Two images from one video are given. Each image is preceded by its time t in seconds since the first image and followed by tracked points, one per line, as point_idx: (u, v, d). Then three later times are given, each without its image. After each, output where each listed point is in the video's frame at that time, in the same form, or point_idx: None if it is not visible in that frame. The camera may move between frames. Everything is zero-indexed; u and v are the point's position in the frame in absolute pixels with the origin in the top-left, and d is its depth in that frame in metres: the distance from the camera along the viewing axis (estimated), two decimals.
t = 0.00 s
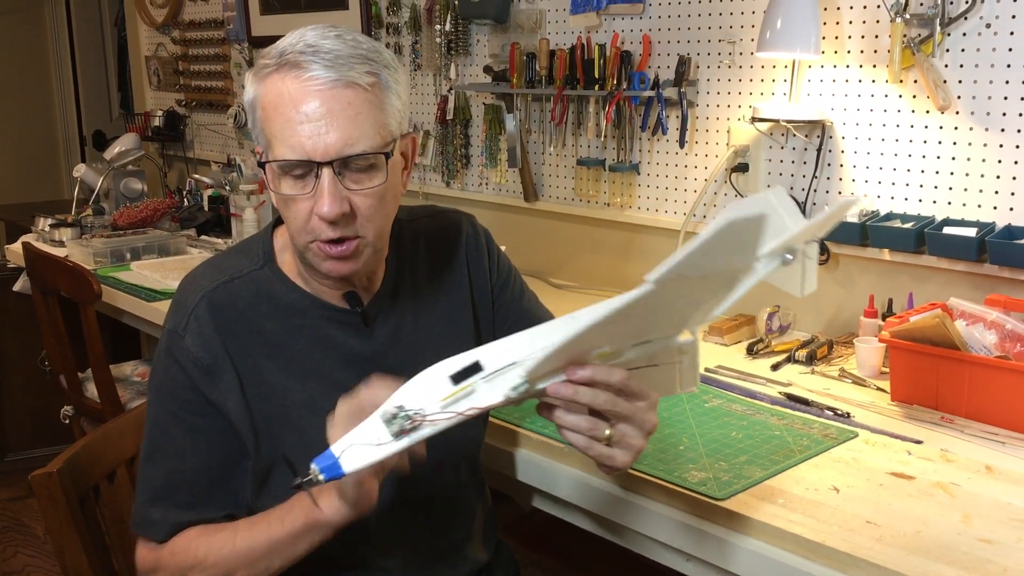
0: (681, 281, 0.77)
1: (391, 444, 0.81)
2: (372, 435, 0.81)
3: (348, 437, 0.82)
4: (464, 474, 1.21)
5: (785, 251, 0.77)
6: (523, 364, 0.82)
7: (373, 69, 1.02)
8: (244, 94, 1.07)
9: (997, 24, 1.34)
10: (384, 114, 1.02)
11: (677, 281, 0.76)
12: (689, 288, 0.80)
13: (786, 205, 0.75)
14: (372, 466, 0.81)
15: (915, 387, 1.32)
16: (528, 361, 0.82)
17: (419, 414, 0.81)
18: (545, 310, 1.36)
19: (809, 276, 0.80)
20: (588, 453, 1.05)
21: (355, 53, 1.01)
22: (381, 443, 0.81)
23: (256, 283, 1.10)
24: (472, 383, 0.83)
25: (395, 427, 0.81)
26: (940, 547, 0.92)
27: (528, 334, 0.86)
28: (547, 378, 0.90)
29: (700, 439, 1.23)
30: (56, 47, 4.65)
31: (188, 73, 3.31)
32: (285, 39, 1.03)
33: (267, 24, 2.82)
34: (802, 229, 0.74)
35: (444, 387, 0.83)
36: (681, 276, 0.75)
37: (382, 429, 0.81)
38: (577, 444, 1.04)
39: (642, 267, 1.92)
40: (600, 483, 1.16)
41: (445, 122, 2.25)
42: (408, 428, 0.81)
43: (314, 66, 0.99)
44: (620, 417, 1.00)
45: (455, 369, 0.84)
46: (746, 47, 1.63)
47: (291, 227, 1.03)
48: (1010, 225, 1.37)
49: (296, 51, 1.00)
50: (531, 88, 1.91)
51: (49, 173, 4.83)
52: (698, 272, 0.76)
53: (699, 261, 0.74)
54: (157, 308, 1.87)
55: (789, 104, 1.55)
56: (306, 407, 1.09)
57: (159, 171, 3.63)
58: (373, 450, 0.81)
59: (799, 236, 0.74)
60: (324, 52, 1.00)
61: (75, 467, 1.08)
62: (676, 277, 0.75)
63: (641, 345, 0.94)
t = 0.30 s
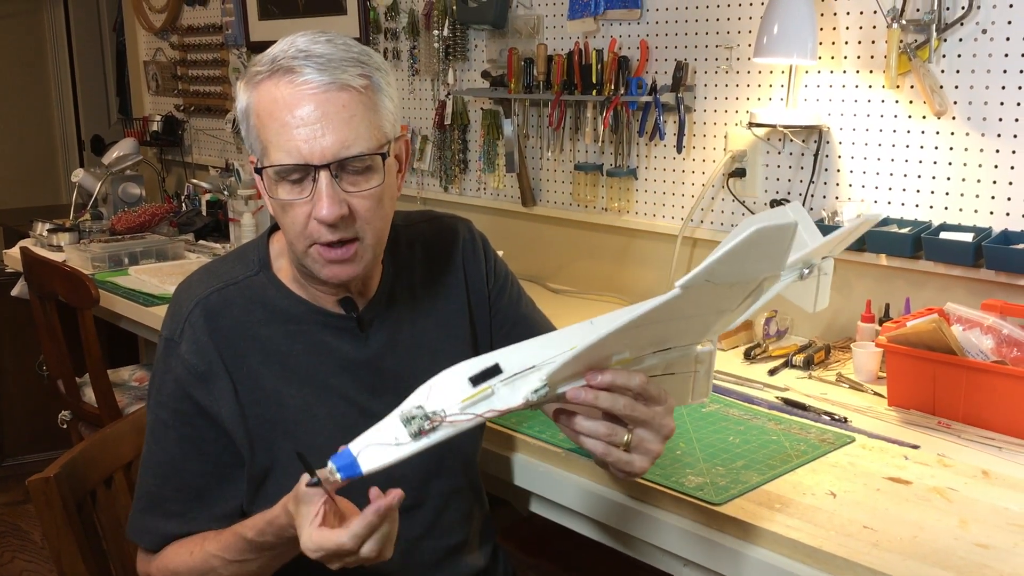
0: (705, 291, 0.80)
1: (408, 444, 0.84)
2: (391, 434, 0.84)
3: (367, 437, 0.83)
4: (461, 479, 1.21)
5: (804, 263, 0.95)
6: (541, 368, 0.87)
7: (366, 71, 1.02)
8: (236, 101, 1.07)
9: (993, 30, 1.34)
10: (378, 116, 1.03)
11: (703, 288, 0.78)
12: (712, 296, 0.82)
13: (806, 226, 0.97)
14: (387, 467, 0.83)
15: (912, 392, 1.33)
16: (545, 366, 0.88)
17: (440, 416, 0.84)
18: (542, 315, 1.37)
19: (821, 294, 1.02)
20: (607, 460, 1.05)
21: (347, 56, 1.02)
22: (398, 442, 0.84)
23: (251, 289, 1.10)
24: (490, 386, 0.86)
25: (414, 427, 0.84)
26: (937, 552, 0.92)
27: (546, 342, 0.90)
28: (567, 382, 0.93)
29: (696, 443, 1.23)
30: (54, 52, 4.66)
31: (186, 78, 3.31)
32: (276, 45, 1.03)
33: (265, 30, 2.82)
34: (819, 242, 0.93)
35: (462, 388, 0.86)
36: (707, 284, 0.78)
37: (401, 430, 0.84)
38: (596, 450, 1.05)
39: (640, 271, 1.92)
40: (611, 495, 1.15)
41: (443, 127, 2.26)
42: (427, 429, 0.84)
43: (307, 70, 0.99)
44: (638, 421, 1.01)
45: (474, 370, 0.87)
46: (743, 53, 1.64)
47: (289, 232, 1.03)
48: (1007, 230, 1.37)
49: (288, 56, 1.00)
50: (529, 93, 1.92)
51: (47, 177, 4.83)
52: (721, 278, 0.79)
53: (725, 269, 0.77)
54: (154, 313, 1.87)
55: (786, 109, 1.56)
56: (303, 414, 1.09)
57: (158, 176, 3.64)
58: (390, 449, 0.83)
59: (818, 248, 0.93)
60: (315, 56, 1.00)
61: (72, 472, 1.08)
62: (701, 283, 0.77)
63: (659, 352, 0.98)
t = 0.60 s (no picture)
0: (697, 291, 0.80)
1: (409, 460, 0.83)
2: (391, 451, 0.83)
3: (368, 456, 0.83)
4: (459, 483, 1.20)
5: (793, 256, 0.95)
6: (538, 377, 0.88)
7: (360, 74, 1.02)
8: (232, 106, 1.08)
9: (991, 33, 1.34)
10: (374, 118, 1.03)
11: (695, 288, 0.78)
12: (705, 295, 0.82)
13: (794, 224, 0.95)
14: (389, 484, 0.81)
15: (910, 395, 1.33)
16: (542, 375, 0.88)
17: (439, 429, 0.84)
18: (540, 318, 1.36)
19: (813, 286, 1.00)
20: (608, 464, 1.05)
21: (341, 59, 1.02)
22: (399, 458, 0.83)
23: (249, 293, 1.10)
24: (488, 397, 0.86)
25: (414, 442, 0.83)
26: (935, 555, 0.92)
27: (541, 350, 0.91)
28: (564, 389, 0.93)
29: (694, 446, 1.23)
30: (54, 55, 4.66)
31: (186, 81, 3.31)
32: (271, 49, 1.03)
33: (265, 33, 2.82)
34: (808, 234, 0.91)
35: (460, 401, 0.86)
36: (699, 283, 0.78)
37: (401, 445, 0.83)
38: (597, 455, 1.05)
39: (639, 274, 1.92)
40: (612, 499, 1.15)
41: (442, 130, 2.26)
42: (427, 443, 0.84)
43: (302, 74, 0.99)
44: (636, 424, 1.01)
45: (472, 382, 0.87)
46: (742, 56, 1.64)
47: (286, 236, 1.03)
48: (1005, 233, 1.38)
49: (282, 60, 1.00)
50: (528, 96, 1.92)
51: (46, 179, 4.83)
52: (711, 276, 0.79)
53: (716, 268, 0.77)
54: (153, 315, 1.87)
55: (785, 113, 1.56)
56: (301, 417, 1.09)
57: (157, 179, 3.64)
58: (391, 465, 0.82)
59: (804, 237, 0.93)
60: (310, 60, 1.00)
61: (69, 475, 1.08)
62: (691, 282, 0.77)
63: (655, 353, 0.98)
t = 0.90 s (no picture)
0: (696, 290, 0.80)
1: (407, 454, 0.83)
2: (389, 445, 0.84)
3: (366, 450, 0.83)
4: (459, 485, 1.20)
5: (791, 261, 0.96)
6: (537, 374, 0.88)
7: (361, 76, 1.03)
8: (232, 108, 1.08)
9: (991, 37, 1.35)
10: (374, 121, 1.03)
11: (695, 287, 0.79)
12: (705, 295, 0.82)
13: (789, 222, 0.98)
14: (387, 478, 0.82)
15: (910, 397, 1.33)
16: (540, 373, 0.89)
17: (437, 425, 0.85)
18: (540, 320, 1.37)
19: (811, 294, 1.02)
20: (606, 465, 1.05)
21: (342, 61, 1.02)
22: (397, 453, 0.83)
23: (250, 295, 1.10)
24: (486, 394, 0.87)
25: (412, 437, 0.84)
26: (934, 558, 0.92)
27: (540, 350, 0.92)
28: (562, 389, 0.93)
29: (694, 448, 1.23)
30: (55, 57, 4.67)
31: (187, 83, 3.31)
32: (271, 51, 1.03)
33: (267, 36, 2.83)
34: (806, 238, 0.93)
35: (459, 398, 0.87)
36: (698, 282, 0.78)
37: (399, 440, 0.84)
38: (594, 456, 1.05)
39: (639, 277, 1.93)
40: (609, 499, 1.15)
41: (442, 132, 2.26)
42: (425, 438, 0.84)
43: (303, 75, 0.99)
44: (634, 426, 1.02)
45: (470, 379, 0.88)
46: (742, 59, 1.64)
47: (287, 238, 1.03)
48: (1005, 236, 1.38)
49: (283, 62, 1.01)
50: (529, 99, 1.92)
51: (47, 181, 4.83)
52: (711, 276, 0.79)
53: (715, 267, 0.77)
54: (154, 317, 1.87)
55: (785, 115, 1.56)
56: (301, 419, 1.09)
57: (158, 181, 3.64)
58: (389, 459, 0.82)
59: (804, 246, 0.94)
60: (311, 62, 1.01)
61: (70, 477, 1.09)
62: (691, 282, 0.77)
63: (652, 354, 0.98)
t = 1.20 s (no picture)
0: (699, 294, 0.80)
1: (405, 446, 0.83)
2: (388, 437, 0.84)
3: (365, 439, 0.83)
4: (461, 487, 1.21)
5: (799, 270, 0.96)
6: (539, 372, 0.88)
7: (366, 80, 1.03)
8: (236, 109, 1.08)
9: (993, 40, 1.35)
10: (379, 123, 1.04)
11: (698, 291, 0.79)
12: (708, 298, 0.82)
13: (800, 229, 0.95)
14: (385, 469, 0.82)
15: (911, 400, 1.33)
16: (543, 371, 0.89)
17: (437, 418, 0.84)
18: (542, 322, 1.37)
19: (818, 302, 1.04)
20: (606, 466, 1.05)
21: (348, 64, 1.02)
22: (395, 445, 0.83)
23: (253, 297, 1.10)
24: (488, 390, 0.87)
25: (411, 430, 0.84)
26: (936, 561, 0.92)
27: (542, 348, 0.91)
28: (563, 387, 0.93)
29: (696, 451, 1.24)
30: (58, 58, 4.68)
31: (189, 84, 3.32)
32: (277, 53, 1.03)
33: (269, 38, 2.83)
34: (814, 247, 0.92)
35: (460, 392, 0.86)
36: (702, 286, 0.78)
37: (398, 432, 0.84)
38: (594, 457, 1.05)
39: (640, 279, 1.93)
40: (606, 500, 1.15)
41: (445, 134, 2.26)
42: (424, 431, 0.84)
43: (308, 78, 0.99)
44: (635, 427, 1.02)
45: (471, 374, 0.87)
46: (744, 61, 1.64)
47: (290, 239, 1.03)
48: (1007, 239, 1.38)
49: (289, 65, 1.01)
50: (531, 101, 1.92)
51: (50, 182, 4.84)
52: (716, 281, 0.79)
53: (719, 272, 0.77)
54: (156, 318, 1.87)
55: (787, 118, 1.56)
56: (303, 421, 1.09)
57: (160, 182, 3.65)
58: (388, 451, 0.82)
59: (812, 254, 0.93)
60: (317, 64, 1.01)
61: (73, 477, 1.09)
62: (696, 286, 0.78)
63: (655, 356, 0.99)
